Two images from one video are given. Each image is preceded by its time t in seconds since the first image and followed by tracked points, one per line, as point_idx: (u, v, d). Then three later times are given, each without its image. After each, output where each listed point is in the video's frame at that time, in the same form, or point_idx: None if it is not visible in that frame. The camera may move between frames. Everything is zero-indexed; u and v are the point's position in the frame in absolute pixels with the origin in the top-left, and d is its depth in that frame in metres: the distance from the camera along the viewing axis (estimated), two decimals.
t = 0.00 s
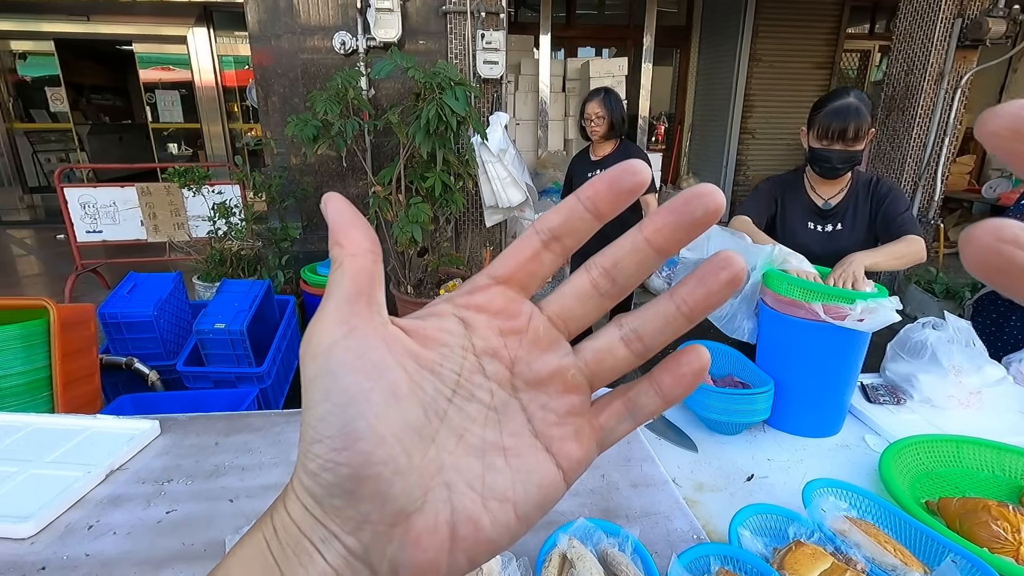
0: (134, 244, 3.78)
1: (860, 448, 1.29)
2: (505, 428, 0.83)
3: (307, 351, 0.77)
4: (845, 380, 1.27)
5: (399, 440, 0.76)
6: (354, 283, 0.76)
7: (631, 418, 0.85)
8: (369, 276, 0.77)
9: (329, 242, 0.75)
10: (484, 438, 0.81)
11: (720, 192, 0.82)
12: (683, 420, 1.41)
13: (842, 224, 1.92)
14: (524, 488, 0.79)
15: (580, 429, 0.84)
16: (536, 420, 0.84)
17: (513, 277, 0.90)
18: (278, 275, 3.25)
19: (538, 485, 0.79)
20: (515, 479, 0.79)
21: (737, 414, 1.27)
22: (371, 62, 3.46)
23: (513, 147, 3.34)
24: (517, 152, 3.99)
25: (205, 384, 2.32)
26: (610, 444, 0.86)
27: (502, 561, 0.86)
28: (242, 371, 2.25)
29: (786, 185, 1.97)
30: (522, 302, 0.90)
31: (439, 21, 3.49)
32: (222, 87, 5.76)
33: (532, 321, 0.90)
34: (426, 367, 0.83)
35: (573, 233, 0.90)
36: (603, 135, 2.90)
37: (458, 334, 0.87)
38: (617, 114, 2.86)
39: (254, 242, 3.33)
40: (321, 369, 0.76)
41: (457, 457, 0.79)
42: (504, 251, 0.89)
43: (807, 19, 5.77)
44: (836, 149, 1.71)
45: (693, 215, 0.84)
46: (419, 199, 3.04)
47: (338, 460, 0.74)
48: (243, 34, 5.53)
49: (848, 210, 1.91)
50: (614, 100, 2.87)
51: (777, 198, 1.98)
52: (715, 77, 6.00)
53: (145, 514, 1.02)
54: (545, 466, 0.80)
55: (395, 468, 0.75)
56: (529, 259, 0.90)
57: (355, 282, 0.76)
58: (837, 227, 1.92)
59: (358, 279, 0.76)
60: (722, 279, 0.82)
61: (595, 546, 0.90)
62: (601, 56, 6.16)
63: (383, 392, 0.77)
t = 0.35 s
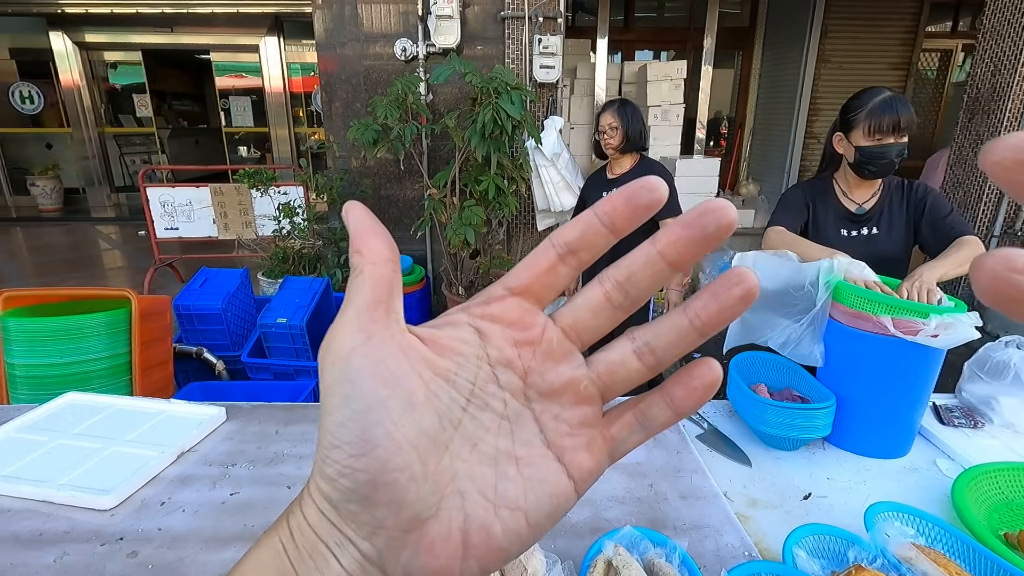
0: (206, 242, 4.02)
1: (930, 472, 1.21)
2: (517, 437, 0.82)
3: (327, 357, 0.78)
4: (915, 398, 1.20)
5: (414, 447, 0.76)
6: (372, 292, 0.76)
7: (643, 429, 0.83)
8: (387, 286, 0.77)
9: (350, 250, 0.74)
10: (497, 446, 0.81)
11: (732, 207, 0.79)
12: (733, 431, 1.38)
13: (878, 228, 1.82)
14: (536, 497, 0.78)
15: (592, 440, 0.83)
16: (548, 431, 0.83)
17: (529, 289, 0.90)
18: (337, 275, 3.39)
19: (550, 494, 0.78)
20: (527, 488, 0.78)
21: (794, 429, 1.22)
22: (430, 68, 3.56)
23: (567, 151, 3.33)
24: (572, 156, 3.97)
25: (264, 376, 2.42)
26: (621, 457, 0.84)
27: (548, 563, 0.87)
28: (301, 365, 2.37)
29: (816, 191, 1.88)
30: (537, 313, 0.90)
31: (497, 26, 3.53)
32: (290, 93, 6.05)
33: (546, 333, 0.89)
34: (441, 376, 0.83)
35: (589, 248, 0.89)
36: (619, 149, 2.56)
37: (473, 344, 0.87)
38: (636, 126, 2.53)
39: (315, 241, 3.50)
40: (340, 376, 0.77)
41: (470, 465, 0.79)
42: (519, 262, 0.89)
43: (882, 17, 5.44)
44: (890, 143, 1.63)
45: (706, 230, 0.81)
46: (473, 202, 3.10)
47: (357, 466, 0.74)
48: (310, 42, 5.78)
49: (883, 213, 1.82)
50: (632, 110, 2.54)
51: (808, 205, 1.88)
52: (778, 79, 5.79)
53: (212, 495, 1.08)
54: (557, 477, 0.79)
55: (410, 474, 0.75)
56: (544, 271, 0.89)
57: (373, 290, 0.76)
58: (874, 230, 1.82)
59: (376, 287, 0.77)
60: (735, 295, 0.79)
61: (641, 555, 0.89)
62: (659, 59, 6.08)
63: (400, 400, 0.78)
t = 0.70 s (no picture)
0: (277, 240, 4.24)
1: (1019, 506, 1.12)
2: (501, 447, 0.83)
3: (313, 368, 0.79)
4: (1003, 426, 1.12)
5: (398, 456, 0.77)
6: (361, 299, 0.77)
7: (626, 440, 0.83)
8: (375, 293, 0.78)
9: (341, 258, 0.77)
10: (480, 456, 0.81)
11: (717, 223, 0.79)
12: (797, 450, 1.32)
13: (934, 235, 1.75)
14: (519, 506, 0.79)
15: (575, 451, 0.83)
16: (532, 440, 0.84)
17: (515, 301, 0.90)
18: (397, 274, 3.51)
19: (532, 504, 0.79)
20: (509, 498, 0.79)
21: (863, 452, 1.16)
22: (493, 73, 3.61)
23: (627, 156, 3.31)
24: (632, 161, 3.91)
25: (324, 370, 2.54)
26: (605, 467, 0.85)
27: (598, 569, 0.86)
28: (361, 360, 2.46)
29: (866, 200, 1.80)
30: (523, 324, 0.90)
31: (561, 32, 3.55)
32: (358, 98, 6.31)
33: (532, 343, 0.89)
34: (427, 385, 0.83)
35: (575, 261, 0.86)
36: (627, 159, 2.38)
37: (460, 354, 0.87)
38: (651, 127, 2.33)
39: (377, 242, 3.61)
40: (326, 383, 0.78)
41: (454, 476, 0.79)
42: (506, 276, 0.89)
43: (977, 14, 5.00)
44: (936, 154, 1.57)
45: (690, 246, 0.81)
46: (531, 205, 3.12)
47: (340, 474, 0.75)
48: (379, 50, 6.05)
49: (938, 220, 1.75)
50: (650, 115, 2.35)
51: (859, 215, 1.79)
52: (855, 81, 5.50)
53: (277, 480, 1.14)
54: (540, 486, 0.80)
55: (395, 484, 0.76)
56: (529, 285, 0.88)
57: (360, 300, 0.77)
58: (930, 238, 1.75)
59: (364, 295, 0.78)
60: (718, 311, 0.79)
61: (694, 570, 0.87)
62: (726, 62, 5.92)
63: (385, 410, 0.79)
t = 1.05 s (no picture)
0: (331, 239, 4.40)
1: None
2: (450, 506, 0.82)
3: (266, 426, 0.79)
4: None
5: (343, 517, 0.77)
6: (318, 357, 0.79)
7: (573, 500, 0.82)
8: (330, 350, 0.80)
9: (300, 317, 0.79)
10: (428, 515, 0.81)
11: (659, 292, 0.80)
12: (853, 467, 1.27)
13: (1011, 249, 1.63)
14: (464, 566, 0.78)
15: (523, 510, 0.83)
16: (481, 499, 0.83)
17: (470, 360, 0.89)
18: (444, 275, 3.59)
19: (478, 564, 0.78)
20: (455, 558, 0.78)
21: (927, 474, 1.10)
22: (544, 77, 3.63)
23: (677, 160, 3.27)
24: (684, 164, 3.84)
25: (373, 366, 2.61)
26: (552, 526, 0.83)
27: None
28: (407, 359, 2.52)
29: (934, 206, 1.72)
30: (476, 384, 0.89)
31: (613, 35, 3.52)
32: (411, 103, 6.48)
33: (484, 403, 0.89)
34: (378, 444, 0.84)
35: (528, 325, 0.85)
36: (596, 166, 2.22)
37: (413, 413, 0.88)
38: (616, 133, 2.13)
39: (426, 243, 3.68)
40: (277, 443, 0.78)
41: (400, 535, 0.79)
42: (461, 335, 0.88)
43: None
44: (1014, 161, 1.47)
45: (632, 314, 0.81)
46: (578, 209, 3.12)
47: (285, 537, 0.75)
48: (431, 55, 6.19)
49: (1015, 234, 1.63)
50: (618, 117, 2.16)
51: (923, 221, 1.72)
52: (926, 82, 5.20)
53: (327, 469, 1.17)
54: (485, 546, 0.80)
55: (338, 546, 0.76)
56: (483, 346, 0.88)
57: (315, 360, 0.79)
58: (1008, 252, 1.63)
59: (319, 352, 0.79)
60: (661, 379, 0.81)
61: None
62: (786, 64, 5.72)
63: (332, 473, 0.79)
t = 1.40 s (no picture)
0: (379, 239, 4.49)
1: None
2: None
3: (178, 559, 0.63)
4: None
5: None
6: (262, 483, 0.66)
7: None
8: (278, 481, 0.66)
9: (244, 439, 0.67)
10: None
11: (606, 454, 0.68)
12: (909, 488, 1.21)
13: None
14: None
15: None
16: None
17: (412, 488, 0.77)
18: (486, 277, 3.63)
19: None
20: None
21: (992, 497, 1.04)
22: (591, 80, 3.61)
23: (727, 165, 3.16)
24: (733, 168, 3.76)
25: (416, 365, 2.67)
26: None
27: None
28: (448, 358, 2.55)
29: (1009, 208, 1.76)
30: (416, 514, 0.76)
31: (662, 37, 3.48)
32: (458, 106, 6.59)
33: (422, 538, 0.74)
34: None
35: (473, 458, 0.75)
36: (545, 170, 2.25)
37: (348, 544, 0.73)
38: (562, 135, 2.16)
39: (469, 244, 3.73)
40: None
41: None
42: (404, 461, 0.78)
43: None
44: None
45: (575, 474, 0.68)
46: (622, 213, 3.11)
47: None
48: (479, 59, 6.24)
49: None
50: (564, 121, 2.18)
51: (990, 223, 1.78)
52: (999, 82, 4.90)
53: (367, 464, 1.20)
54: None
55: None
56: (424, 478, 0.76)
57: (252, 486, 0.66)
58: None
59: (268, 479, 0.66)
60: (601, 560, 0.64)
61: None
62: (845, 65, 5.49)
63: None
